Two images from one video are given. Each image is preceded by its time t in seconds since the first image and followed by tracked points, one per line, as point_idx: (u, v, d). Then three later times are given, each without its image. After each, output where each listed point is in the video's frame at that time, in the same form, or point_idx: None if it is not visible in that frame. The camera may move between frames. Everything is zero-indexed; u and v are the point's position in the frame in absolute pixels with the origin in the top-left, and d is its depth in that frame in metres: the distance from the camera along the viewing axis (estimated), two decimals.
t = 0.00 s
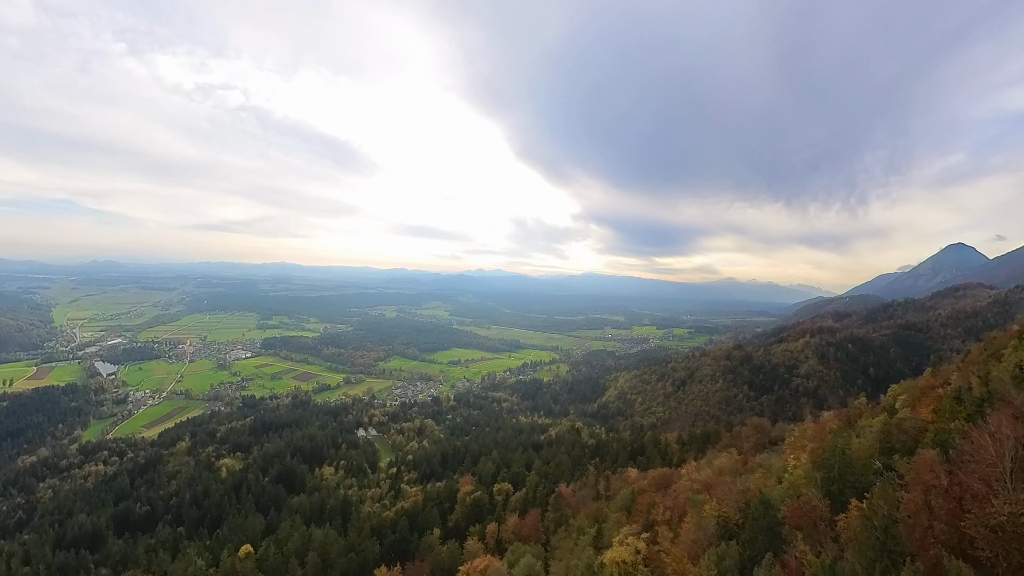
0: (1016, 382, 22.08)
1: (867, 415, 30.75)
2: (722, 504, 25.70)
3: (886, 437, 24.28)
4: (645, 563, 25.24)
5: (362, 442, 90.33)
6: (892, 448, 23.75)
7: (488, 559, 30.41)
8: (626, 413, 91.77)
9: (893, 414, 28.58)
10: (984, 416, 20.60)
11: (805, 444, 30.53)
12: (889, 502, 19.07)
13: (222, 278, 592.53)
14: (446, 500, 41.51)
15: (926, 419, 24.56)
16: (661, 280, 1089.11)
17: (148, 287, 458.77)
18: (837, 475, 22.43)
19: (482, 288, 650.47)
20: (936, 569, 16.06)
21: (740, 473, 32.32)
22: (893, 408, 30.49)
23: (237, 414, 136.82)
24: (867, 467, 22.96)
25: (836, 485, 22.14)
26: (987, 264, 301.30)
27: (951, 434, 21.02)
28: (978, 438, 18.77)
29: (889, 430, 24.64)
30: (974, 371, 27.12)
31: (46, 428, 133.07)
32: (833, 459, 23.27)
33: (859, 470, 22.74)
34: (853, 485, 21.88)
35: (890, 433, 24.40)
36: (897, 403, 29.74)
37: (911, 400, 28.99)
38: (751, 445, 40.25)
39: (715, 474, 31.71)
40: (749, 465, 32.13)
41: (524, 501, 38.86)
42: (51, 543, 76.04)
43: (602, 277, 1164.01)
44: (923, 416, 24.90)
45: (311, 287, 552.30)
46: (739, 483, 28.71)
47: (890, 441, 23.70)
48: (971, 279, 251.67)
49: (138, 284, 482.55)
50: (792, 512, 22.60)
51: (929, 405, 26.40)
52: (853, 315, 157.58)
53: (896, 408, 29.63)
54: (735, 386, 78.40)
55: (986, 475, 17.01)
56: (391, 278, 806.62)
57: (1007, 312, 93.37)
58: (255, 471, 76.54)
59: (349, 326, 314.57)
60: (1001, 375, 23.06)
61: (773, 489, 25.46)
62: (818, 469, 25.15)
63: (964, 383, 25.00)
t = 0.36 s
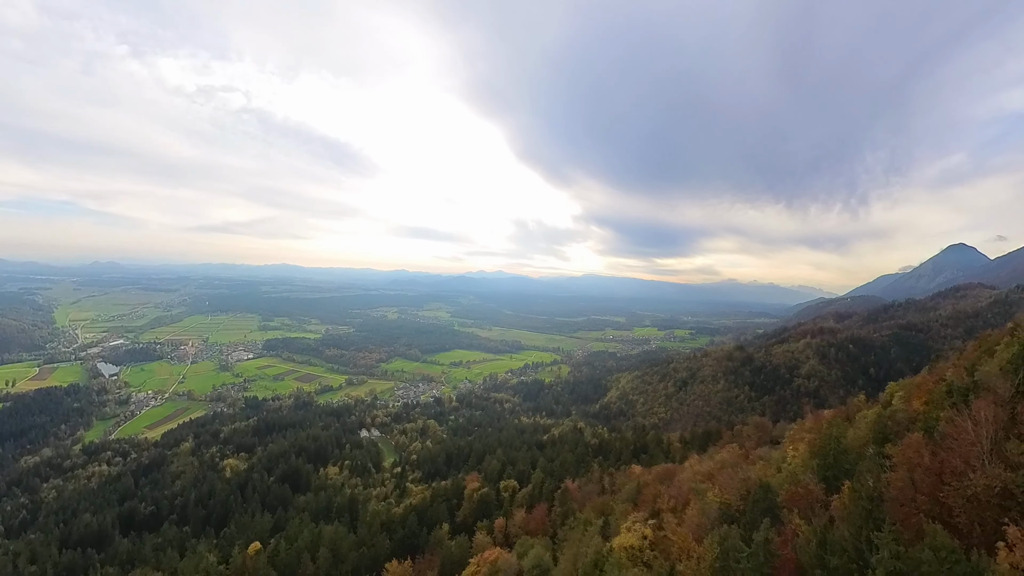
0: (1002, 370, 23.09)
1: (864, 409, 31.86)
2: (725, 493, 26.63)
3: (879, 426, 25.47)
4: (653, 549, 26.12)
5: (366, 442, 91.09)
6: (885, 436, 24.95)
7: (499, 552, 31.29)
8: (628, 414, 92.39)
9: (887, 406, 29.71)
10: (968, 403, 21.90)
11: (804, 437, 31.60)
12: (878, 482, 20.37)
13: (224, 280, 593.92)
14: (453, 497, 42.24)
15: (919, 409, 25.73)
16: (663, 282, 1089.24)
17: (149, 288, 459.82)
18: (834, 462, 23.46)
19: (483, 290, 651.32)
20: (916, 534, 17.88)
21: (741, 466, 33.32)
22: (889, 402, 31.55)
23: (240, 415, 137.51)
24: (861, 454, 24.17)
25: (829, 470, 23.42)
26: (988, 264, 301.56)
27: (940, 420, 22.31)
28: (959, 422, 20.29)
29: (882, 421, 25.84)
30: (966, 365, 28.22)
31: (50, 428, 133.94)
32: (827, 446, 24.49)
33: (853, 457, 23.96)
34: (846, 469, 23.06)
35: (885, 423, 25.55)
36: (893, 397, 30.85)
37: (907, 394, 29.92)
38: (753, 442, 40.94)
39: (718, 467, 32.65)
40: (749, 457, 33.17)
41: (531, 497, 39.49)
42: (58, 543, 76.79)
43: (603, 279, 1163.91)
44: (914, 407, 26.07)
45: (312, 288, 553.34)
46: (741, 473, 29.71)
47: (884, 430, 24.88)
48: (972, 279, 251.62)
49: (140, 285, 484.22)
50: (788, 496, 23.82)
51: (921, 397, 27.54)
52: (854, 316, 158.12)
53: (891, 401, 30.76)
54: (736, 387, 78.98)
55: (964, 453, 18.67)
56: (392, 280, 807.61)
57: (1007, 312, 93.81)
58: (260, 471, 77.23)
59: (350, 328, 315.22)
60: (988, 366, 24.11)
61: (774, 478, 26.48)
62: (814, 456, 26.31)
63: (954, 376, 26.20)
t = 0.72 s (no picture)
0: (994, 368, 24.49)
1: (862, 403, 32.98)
2: (728, 482, 27.64)
3: (873, 417, 26.74)
4: (653, 540, 27.04)
5: (369, 442, 91.86)
6: (879, 425, 26.25)
7: (508, 544, 32.36)
8: (630, 414, 93.04)
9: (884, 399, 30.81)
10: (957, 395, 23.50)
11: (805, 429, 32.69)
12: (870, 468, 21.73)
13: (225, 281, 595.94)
14: (460, 494, 42.92)
15: (910, 400, 27.00)
16: (664, 283, 1089.38)
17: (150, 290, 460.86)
18: (828, 450, 24.70)
19: (484, 291, 651.63)
20: (900, 506, 19.78)
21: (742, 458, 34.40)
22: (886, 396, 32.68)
23: (242, 416, 138.08)
24: (857, 442, 25.37)
25: (823, 457, 24.66)
26: (989, 264, 301.68)
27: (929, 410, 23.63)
28: (944, 412, 22.20)
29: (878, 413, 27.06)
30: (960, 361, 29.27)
31: (53, 428, 134.77)
32: (824, 435, 25.84)
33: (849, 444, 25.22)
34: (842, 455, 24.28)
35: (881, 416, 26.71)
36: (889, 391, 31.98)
37: (901, 387, 31.05)
38: (754, 437, 41.67)
39: (720, 460, 33.61)
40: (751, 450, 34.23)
41: (536, 492, 40.07)
42: (64, 541, 77.55)
43: (604, 280, 1163.59)
44: (908, 399, 27.28)
45: (313, 290, 554.72)
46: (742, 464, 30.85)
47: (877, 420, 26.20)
48: (974, 279, 251.59)
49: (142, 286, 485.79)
50: (784, 482, 25.22)
51: (914, 389, 28.75)
52: (855, 316, 158.55)
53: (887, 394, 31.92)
54: (737, 387, 79.49)
55: (947, 436, 20.50)
56: (393, 281, 808.73)
57: (1007, 312, 94.20)
58: (265, 471, 77.90)
59: (351, 329, 316.08)
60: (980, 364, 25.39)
61: (773, 467, 27.68)
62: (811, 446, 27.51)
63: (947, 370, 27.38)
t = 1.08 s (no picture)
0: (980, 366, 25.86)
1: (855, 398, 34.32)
2: (729, 472, 28.83)
3: (864, 409, 28.16)
4: (655, 526, 27.75)
5: (372, 442, 92.67)
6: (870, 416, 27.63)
7: (516, 536, 33.26)
8: (632, 414, 93.68)
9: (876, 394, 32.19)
10: (941, 386, 25.06)
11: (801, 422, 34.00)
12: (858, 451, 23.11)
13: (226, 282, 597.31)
14: (466, 490, 43.70)
15: (899, 393, 28.43)
16: (665, 284, 1089.55)
17: (151, 291, 461.58)
18: (821, 439, 26.04)
19: (485, 292, 652.28)
20: (883, 484, 21.32)
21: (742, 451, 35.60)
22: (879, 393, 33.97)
23: (245, 417, 138.63)
24: (849, 431, 26.77)
25: (816, 445, 25.98)
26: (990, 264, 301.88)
27: (916, 400, 25.07)
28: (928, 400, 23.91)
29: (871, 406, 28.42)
30: (949, 360, 30.63)
31: (56, 429, 135.47)
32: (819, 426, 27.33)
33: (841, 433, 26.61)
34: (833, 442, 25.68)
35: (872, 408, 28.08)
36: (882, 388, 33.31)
37: (894, 384, 32.38)
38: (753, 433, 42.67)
39: (721, 453, 34.71)
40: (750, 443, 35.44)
41: (541, 488, 40.90)
42: (70, 540, 78.27)
43: (605, 281, 1163.84)
44: (898, 392, 28.71)
45: (314, 291, 555.74)
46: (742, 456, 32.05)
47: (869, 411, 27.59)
48: (975, 279, 251.76)
49: (143, 287, 487.21)
50: (780, 469, 26.49)
51: (905, 385, 30.13)
52: (856, 317, 159.06)
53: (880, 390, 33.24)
54: (738, 388, 80.14)
55: (929, 421, 22.10)
56: (394, 283, 809.69)
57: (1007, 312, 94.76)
58: (270, 470, 78.64)
59: (353, 330, 316.76)
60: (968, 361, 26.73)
61: (771, 457, 28.91)
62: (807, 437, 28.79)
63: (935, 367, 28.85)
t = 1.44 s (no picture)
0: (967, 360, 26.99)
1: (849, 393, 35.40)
2: (729, 462, 30.11)
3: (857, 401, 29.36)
4: (658, 514, 28.73)
5: (375, 442, 93.49)
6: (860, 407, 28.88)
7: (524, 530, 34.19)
8: (634, 415, 94.33)
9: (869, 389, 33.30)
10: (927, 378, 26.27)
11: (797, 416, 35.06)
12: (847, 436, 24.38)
13: (228, 283, 599.05)
14: (472, 488, 44.50)
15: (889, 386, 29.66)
16: (666, 285, 1089.62)
17: (152, 292, 462.34)
18: (814, 427, 27.27)
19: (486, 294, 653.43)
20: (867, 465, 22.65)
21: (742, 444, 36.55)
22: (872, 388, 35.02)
23: (248, 417, 139.44)
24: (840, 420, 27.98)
25: (808, 433, 27.01)
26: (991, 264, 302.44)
27: (902, 392, 26.09)
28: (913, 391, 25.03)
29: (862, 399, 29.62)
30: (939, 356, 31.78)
31: (59, 430, 136.22)
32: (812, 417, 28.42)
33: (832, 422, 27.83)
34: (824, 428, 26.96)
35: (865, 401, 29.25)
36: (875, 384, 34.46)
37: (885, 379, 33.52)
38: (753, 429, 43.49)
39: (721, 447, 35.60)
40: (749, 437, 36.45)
41: (546, 485, 41.69)
42: (76, 539, 79.02)
43: (605, 282, 1164.36)
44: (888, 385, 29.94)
45: (316, 292, 557.33)
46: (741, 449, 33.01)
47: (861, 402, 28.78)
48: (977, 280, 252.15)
49: (145, 288, 489.26)
50: (776, 456, 27.65)
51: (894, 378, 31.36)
52: (858, 317, 159.54)
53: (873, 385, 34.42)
54: (739, 388, 80.82)
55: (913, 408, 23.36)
56: (395, 284, 810.88)
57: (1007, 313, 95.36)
58: (274, 470, 79.42)
59: (355, 331, 317.72)
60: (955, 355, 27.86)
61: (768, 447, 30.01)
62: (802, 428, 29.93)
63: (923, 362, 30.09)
